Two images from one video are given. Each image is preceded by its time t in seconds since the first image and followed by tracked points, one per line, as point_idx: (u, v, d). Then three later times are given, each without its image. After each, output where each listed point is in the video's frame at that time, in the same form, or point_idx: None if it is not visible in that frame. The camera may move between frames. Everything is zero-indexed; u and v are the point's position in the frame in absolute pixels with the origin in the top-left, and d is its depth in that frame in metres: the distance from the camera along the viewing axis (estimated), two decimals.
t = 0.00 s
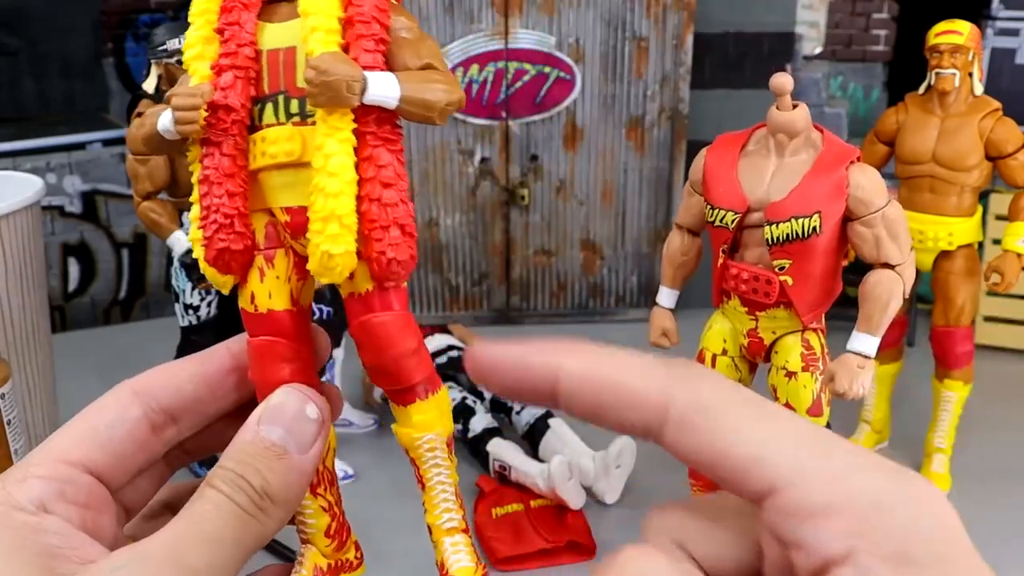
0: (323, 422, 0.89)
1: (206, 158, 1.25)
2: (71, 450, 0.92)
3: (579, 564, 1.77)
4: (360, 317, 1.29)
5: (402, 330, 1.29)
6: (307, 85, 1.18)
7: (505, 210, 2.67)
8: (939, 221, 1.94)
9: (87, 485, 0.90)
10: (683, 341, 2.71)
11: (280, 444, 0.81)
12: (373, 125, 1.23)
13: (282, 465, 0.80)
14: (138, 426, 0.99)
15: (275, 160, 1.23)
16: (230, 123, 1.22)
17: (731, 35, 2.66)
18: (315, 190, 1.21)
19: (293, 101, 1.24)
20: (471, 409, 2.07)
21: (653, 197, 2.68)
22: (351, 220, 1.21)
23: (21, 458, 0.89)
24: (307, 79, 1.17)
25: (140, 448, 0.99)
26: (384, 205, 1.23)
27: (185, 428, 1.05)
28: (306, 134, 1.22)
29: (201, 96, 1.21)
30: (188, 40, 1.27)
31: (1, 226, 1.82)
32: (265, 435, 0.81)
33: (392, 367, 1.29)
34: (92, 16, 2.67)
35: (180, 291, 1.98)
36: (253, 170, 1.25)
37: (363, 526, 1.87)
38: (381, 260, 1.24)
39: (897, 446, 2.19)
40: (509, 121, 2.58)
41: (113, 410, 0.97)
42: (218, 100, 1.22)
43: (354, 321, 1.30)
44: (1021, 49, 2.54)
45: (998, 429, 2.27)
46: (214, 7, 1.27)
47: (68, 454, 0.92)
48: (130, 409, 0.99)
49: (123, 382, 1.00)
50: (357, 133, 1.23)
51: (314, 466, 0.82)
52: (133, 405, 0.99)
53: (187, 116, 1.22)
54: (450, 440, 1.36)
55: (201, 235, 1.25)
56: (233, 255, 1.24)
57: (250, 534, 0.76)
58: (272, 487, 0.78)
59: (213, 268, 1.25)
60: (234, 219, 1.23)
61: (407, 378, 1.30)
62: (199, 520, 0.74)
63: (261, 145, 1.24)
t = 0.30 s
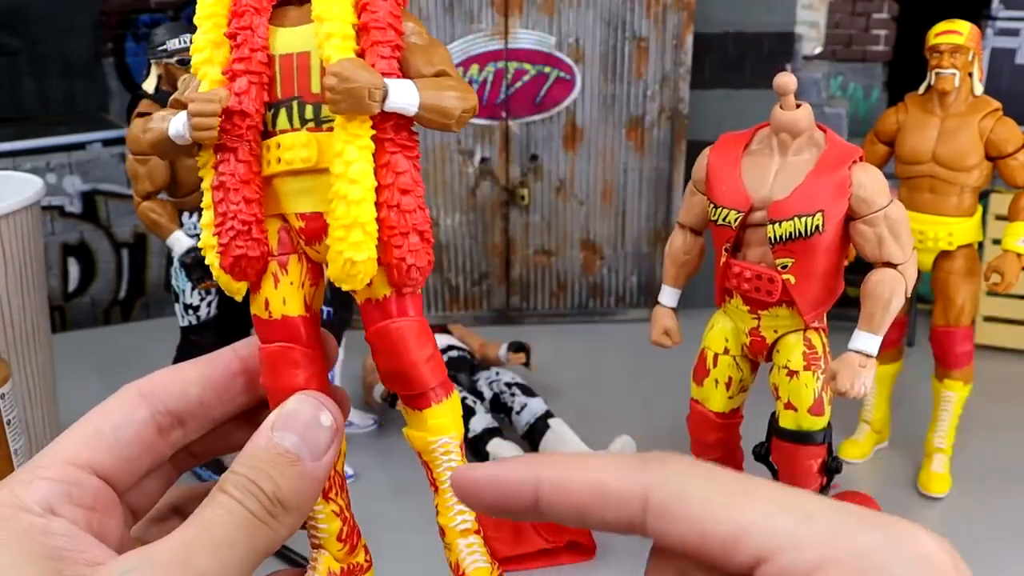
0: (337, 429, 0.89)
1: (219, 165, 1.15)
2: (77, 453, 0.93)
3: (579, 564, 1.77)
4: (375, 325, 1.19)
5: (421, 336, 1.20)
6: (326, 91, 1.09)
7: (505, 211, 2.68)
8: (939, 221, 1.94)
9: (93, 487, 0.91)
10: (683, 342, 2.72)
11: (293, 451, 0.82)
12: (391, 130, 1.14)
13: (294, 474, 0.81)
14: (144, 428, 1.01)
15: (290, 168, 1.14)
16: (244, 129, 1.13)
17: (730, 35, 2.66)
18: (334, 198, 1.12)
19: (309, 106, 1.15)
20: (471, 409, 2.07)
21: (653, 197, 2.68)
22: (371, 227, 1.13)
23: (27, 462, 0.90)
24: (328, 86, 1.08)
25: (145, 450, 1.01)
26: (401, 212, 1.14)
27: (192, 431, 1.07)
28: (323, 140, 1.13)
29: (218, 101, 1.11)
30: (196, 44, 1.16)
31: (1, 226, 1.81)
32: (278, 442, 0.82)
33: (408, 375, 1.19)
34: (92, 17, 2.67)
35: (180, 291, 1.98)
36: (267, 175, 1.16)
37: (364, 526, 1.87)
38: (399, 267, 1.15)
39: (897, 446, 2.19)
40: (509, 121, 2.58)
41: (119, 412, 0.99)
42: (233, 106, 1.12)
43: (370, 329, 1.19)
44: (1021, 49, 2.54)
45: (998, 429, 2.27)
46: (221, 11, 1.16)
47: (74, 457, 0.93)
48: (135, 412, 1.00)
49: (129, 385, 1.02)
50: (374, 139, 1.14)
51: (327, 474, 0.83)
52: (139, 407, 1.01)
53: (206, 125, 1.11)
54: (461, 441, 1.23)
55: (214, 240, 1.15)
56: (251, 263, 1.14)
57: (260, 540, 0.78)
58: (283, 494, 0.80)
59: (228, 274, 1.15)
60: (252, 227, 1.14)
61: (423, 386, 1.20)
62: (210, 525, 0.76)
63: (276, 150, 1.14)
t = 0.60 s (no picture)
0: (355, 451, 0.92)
1: (248, 183, 1.25)
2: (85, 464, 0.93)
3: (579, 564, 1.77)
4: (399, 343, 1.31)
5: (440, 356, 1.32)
6: (366, 115, 1.21)
7: (506, 210, 2.67)
8: (939, 221, 1.94)
9: (102, 497, 0.91)
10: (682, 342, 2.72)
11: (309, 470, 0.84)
12: (422, 156, 1.27)
13: (312, 494, 0.84)
14: (154, 439, 1.01)
15: (320, 189, 1.24)
16: (276, 148, 1.24)
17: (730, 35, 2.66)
18: (367, 221, 1.22)
19: (339, 128, 1.26)
20: (472, 409, 2.07)
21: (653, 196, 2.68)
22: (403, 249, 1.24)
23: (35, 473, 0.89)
24: (369, 111, 1.20)
25: (155, 460, 1.01)
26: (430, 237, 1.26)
27: (201, 443, 1.09)
28: (353, 162, 1.24)
29: (254, 120, 1.22)
30: (224, 58, 1.26)
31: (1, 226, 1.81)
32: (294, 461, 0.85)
33: (427, 393, 1.31)
34: (92, 16, 2.67)
35: (181, 291, 1.97)
36: (293, 196, 1.26)
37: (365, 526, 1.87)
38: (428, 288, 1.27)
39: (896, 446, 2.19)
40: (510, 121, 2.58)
41: (129, 423, 1.00)
42: (267, 125, 1.23)
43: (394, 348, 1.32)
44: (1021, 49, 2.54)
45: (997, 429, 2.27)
46: (248, 25, 1.27)
47: (81, 468, 0.92)
48: (146, 423, 1.01)
49: (140, 396, 1.03)
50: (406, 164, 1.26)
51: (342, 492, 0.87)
52: (150, 417, 1.01)
53: (242, 140, 1.21)
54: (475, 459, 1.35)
55: (240, 256, 1.24)
56: (277, 283, 1.24)
57: (275, 558, 0.81)
58: (299, 513, 0.82)
59: (251, 293, 1.24)
60: (280, 247, 1.24)
61: (441, 405, 1.32)
62: (224, 542, 0.78)
63: (304, 170, 1.25)
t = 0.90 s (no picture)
0: (353, 454, 0.94)
1: (251, 186, 1.26)
2: (84, 466, 0.93)
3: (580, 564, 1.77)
4: (398, 348, 1.30)
5: (442, 361, 1.31)
6: (371, 118, 1.22)
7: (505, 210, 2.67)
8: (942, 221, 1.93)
9: (102, 500, 0.91)
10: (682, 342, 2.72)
11: (308, 474, 0.86)
12: (425, 161, 1.28)
13: (310, 498, 0.85)
14: (153, 442, 1.01)
15: (323, 193, 1.26)
16: (279, 151, 1.25)
17: (731, 35, 2.66)
18: (371, 226, 1.24)
19: (342, 130, 1.27)
20: (471, 409, 2.07)
21: (653, 196, 2.67)
22: (405, 253, 1.24)
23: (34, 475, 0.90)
24: (374, 115, 1.21)
25: (154, 462, 1.01)
26: (434, 240, 1.26)
27: (200, 445, 1.09)
28: (357, 166, 1.26)
29: (258, 123, 1.22)
30: (227, 59, 1.28)
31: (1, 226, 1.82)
32: (294, 464, 0.86)
33: (428, 399, 1.30)
34: (92, 16, 2.67)
35: (180, 291, 1.97)
36: (296, 199, 1.27)
37: (365, 526, 1.87)
38: (430, 291, 1.27)
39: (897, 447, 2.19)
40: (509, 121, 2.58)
41: (128, 424, 0.99)
42: (269, 128, 1.24)
43: (394, 353, 1.31)
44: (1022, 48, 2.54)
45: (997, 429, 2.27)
46: (251, 27, 1.30)
47: (80, 470, 0.92)
48: (144, 424, 1.01)
49: (140, 397, 1.02)
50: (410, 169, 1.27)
51: (339, 496, 0.88)
52: (149, 419, 1.01)
53: (245, 143, 1.22)
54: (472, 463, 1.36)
55: (241, 259, 1.25)
56: (278, 285, 1.25)
57: (272, 561, 0.81)
58: (297, 517, 0.83)
59: (252, 296, 1.25)
60: (282, 250, 1.24)
61: (442, 410, 1.31)
62: (223, 545, 0.78)
63: (307, 174, 1.26)
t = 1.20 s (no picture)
0: (369, 459, 0.91)
1: (274, 190, 1.24)
2: (101, 465, 0.92)
3: (580, 565, 1.77)
4: (417, 357, 1.30)
5: (460, 371, 1.31)
6: (397, 127, 1.20)
7: (506, 210, 2.67)
8: (940, 221, 1.94)
9: (118, 501, 0.91)
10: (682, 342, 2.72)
11: (324, 477, 0.85)
12: (450, 171, 1.26)
13: (325, 501, 0.84)
14: (169, 444, 1.00)
15: (345, 198, 1.25)
16: (303, 156, 1.24)
17: (731, 35, 2.66)
18: (393, 234, 1.22)
19: (367, 137, 1.26)
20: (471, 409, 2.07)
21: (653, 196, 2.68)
22: (428, 262, 1.23)
23: (51, 472, 0.89)
24: (401, 124, 1.19)
25: (169, 463, 1.00)
26: (456, 250, 1.25)
27: (214, 447, 1.08)
28: (382, 173, 1.24)
29: (285, 128, 1.21)
30: (253, 62, 1.27)
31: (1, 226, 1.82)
32: (310, 467, 0.85)
33: (447, 407, 1.30)
34: (92, 16, 2.67)
35: (180, 291, 1.97)
36: (317, 203, 1.26)
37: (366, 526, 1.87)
38: (452, 302, 1.26)
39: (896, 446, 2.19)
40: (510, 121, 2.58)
41: (144, 424, 0.98)
42: (296, 133, 1.23)
43: (411, 360, 1.31)
44: (1021, 48, 2.55)
45: (995, 429, 2.27)
46: (279, 30, 1.28)
47: (97, 469, 0.92)
48: (161, 425, 1.00)
49: (157, 397, 1.01)
50: (434, 177, 1.26)
51: (355, 499, 0.87)
52: (164, 421, 1.00)
53: (271, 148, 1.21)
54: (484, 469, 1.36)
55: (264, 262, 1.24)
56: (299, 290, 1.25)
57: (286, 564, 0.80)
58: (312, 519, 0.82)
59: (273, 299, 1.25)
60: (304, 255, 1.24)
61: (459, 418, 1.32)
62: (239, 548, 0.78)
63: (331, 179, 1.25)
